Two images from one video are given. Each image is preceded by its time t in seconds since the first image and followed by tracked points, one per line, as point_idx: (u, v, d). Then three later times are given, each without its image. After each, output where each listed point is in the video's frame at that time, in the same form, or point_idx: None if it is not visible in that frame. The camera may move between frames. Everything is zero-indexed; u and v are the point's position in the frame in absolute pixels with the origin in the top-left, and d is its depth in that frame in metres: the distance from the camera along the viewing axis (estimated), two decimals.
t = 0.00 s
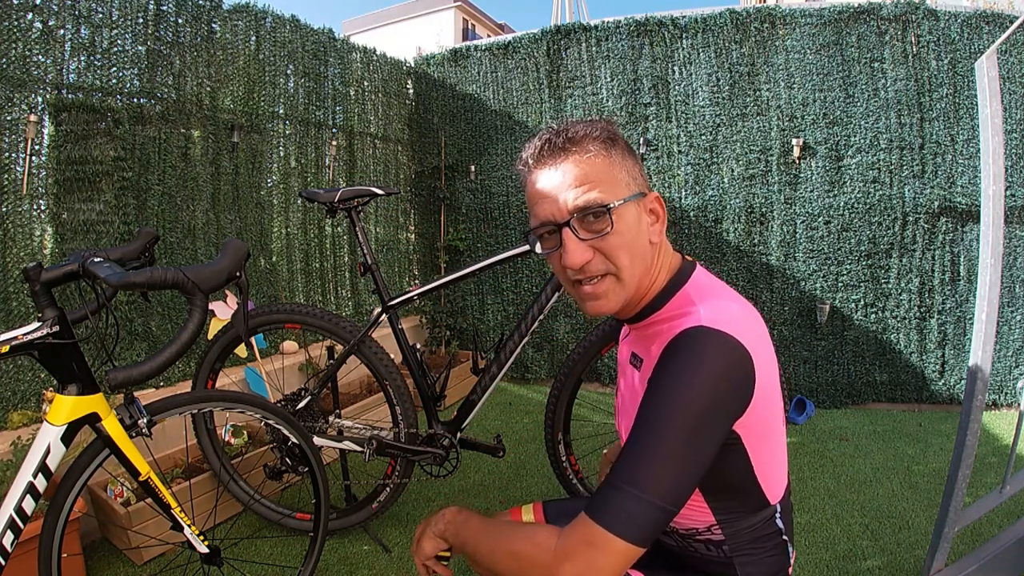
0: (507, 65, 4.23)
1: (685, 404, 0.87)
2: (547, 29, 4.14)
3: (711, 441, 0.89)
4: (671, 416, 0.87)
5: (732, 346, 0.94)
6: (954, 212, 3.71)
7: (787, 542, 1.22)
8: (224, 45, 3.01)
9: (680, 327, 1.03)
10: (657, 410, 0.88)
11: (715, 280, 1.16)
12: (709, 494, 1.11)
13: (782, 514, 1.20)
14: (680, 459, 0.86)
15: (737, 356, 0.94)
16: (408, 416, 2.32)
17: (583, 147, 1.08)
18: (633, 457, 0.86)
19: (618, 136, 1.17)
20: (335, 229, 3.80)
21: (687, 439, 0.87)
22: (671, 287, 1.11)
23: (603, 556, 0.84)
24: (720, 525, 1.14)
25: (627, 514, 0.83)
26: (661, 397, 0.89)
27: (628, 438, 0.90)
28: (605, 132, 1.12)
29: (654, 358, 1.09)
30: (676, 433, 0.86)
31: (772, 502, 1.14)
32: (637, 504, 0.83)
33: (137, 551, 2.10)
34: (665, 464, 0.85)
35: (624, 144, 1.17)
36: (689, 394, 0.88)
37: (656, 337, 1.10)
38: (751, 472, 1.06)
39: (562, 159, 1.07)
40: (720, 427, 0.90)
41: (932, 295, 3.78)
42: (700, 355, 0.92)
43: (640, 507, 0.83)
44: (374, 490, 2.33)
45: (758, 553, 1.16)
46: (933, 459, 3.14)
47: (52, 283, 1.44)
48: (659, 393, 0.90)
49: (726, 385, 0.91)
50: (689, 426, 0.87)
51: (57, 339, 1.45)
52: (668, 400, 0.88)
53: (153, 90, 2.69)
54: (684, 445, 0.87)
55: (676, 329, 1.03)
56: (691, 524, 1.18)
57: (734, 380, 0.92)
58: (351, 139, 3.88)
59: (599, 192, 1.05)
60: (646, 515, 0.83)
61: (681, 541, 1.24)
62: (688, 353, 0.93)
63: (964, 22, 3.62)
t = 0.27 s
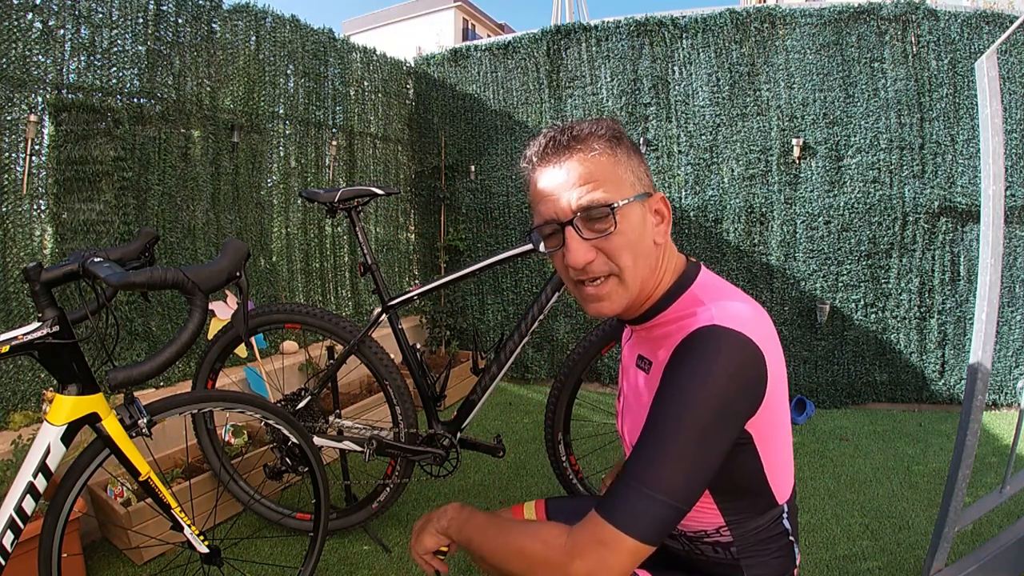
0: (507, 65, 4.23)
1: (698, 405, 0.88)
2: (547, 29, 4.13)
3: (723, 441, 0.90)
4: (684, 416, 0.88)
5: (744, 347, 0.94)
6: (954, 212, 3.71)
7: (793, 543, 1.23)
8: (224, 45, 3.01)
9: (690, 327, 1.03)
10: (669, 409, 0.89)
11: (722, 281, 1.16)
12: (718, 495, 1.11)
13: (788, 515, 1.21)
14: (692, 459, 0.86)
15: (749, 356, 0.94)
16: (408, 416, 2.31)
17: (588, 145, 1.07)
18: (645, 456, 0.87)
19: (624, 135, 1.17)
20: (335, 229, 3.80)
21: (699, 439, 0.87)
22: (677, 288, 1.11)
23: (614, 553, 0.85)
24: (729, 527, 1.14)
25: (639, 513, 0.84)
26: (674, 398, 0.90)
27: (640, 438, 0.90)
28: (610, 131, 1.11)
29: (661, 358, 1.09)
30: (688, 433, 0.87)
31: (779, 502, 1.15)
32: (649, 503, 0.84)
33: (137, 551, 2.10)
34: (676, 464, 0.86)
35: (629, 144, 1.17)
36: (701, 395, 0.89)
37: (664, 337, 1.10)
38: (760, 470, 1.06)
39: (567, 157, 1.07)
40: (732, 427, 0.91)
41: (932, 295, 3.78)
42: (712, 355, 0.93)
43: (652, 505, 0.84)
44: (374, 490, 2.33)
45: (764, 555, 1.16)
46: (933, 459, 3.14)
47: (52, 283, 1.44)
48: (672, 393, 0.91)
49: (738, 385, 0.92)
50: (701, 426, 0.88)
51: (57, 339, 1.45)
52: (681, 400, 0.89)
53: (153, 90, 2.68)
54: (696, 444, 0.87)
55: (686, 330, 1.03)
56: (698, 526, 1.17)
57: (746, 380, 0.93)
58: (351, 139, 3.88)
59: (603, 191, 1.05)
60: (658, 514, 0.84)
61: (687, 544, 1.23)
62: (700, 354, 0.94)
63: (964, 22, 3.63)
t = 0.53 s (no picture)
0: (507, 65, 4.23)
1: (700, 406, 0.89)
2: (547, 29, 4.13)
3: (724, 442, 0.90)
4: (686, 417, 0.89)
5: (747, 349, 0.94)
6: (955, 212, 3.71)
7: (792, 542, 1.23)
8: (224, 45, 3.01)
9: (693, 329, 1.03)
10: (672, 410, 0.90)
11: (724, 284, 1.16)
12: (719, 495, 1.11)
13: (787, 515, 1.21)
14: (693, 459, 0.87)
15: (751, 359, 0.94)
16: (408, 416, 2.31)
17: (596, 139, 1.07)
18: (647, 456, 0.88)
19: (651, 132, 1.12)
20: (335, 229, 3.80)
21: (701, 440, 0.88)
22: (677, 291, 1.11)
23: (615, 551, 0.86)
24: (729, 527, 1.14)
25: (640, 512, 0.85)
26: (677, 398, 0.91)
27: (643, 437, 0.91)
28: (628, 127, 1.08)
29: (665, 360, 1.09)
30: (690, 433, 0.88)
31: (779, 502, 1.15)
32: (650, 502, 0.85)
33: (137, 550, 2.10)
34: (678, 464, 0.87)
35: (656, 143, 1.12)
36: (703, 396, 0.90)
37: (664, 337, 1.10)
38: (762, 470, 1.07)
39: (573, 147, 1.08)
40: (733, 428, 0.91)
41: (932, 295, 3.78)
42: (715, 357, 0.93)
43: (653, 505, 0.85)
44: (374, 490, 2.33)
45: (764, 555, 1.16)
46: (933, 459, 3.14)
47: (52, 283, 1.44)
48: (676, 395, 0.91)
49: (740, 387, 0.92)
50: (704, 427, 0.89)
51: (57, 339, 1.45)
52: (683, 401, 0.90)
53: (153, 90, 2.69)
54: (698, 445, 0.88)
55: (690, 332, 1.03)
56: (699, 527, 1.17)
57: (748, 382, 0.93)
58: (351, 139, 3.88)
59: (598, 189, 1.04)
60: (659, 513, 0.85)
61: (688, 544, 1.23)
62: (703, 355, 0.94)
63: (964, 22, 3.62)
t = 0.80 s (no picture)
0: (507, 65, 4.23)
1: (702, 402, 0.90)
2: (547, 29, 4.13)
3: (727, 436, 0.91)
4: (688, 413, 0.90)
5: (747, 343, 0.95)
6: (954, 212, 3.71)
7: (794, 539, 1.23)
8: (224, 45, 3.01)
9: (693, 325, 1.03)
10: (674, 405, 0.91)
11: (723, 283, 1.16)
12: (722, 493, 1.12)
13: (789, 511, 1.21)
14: (696, 454, 0.89)
15: (751, 353, 0.95)
16: (408, 416, 2.31)
17: (590, 139, 1.09)
18: (651, 452, 0.89)
19: (654, 136, 1.12)
20: (335, 229, 3.80)
21: (703, 435, 0.89)
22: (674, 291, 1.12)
23: (622, 546, 0.88)
24: (732, 523, 1.14)
25: (646, 506, 0.86)
26: (679, 394, 0.92)
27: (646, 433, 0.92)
28: (626, 129, 1.09)
29: (664, 360, 1.08)
30: (692, 428, 0.89)
31: (780, 498, 1.16)
32: (655, 496, 0.87)
33: (137, 551, 2.10)
34: (682, 459, 0.88)
35: (657, 147, 1.12)
36: (704, 392, 0.91)
37: (661, 335, 1.10)
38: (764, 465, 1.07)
39: (569, 145, 1.11)
40: (735, 422, 0.92)
41: (932, 295, 3.78)
42: (715, 352, 0.94)
43: (658, 499, 0.87)
44: (374, 490, 2.33)
45: (765, 552, 1.16)
46: (933, 459, 3.14)
47: (52, 283, 1.44)
48: (677, 392, 0.92)
49: (741, 382, 0.93)
50: (706, 422, 0.90)
51: (57, 339, 1.45)
52: (684, 397, 0.91)
53: (153, 90, 2.68)
54: (701, 439, 0.89)
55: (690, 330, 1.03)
56: (702, 524, 1.16)
57: (749, 376, 0.94)
58: (351, 139, 3.87)
59: (584, 188, 1.06)
60: (664, 507, 0.87)
61: (690, 542, 1.22)
62: (704, 351, 0.95)
63: (964, 22, 3.63)
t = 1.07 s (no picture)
0: (507, 65, 4.23)
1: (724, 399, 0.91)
2: (547, 29, 4.13)
3: (749, 431, 0.92)
4: (711, 408, 0.91)
5: (763, 338, 0.97)
6: (954, 212, 3.71)
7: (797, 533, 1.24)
8: (224, 45, 3.01)
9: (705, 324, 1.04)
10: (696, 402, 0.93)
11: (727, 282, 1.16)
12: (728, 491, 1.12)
13: (793, 506, 1.22)
14: (722, 449, 0.90)
15: (768, 348, 0.96)
16: (408, 416, 2.31)
17: (591, 133, 1.08)
18: (677, 449, 0.90)
19: (659, 134, 1.10)
20: (335, 229, 3.79)
21: (728, 430, 0.90)
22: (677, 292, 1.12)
23: (654, 546, 0.87)
24: (742, 520, 1.14)
25: (675, 503, 0.87)
26: (701, 391, 0.93)
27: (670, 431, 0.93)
28: (630, 125, 1.07)
29: (671, 359, 1.08)
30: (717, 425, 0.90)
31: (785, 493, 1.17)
32: (685, 494, 0.87)
33: (137, 551, 2.10)
34: (707, 456, 0.89)
35: (661, 146, 1.10)
36: (727, 388, 0.92)
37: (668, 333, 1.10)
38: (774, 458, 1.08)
39: (572, 138, 1.11)
40: (756, 416, 0.93)
41: (932, 295, 3.78)
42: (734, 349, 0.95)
43: (687, 497, 0.87)
44: (374, 490, 2.33)
45: (771, 548, 1.17)
46: (933, 459, 3.14)
47: (52, 283, 1.43)
48: (699, 389, 0.93)
49: (761, 377, 0.94)
50: (730, 419, 0.91)
51: (57, 339, 1.45)
52: (708, 394, 0.92)
53: (153, 90, 2.69)
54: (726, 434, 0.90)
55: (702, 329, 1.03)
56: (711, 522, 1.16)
57: (769, 371, 0.95)
58: (351, 139, 3.87)
59: (581, 183, 1.06)
60: (694, 504, 0.87)
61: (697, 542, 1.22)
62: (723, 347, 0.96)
63: (964, 22, 3.63)
